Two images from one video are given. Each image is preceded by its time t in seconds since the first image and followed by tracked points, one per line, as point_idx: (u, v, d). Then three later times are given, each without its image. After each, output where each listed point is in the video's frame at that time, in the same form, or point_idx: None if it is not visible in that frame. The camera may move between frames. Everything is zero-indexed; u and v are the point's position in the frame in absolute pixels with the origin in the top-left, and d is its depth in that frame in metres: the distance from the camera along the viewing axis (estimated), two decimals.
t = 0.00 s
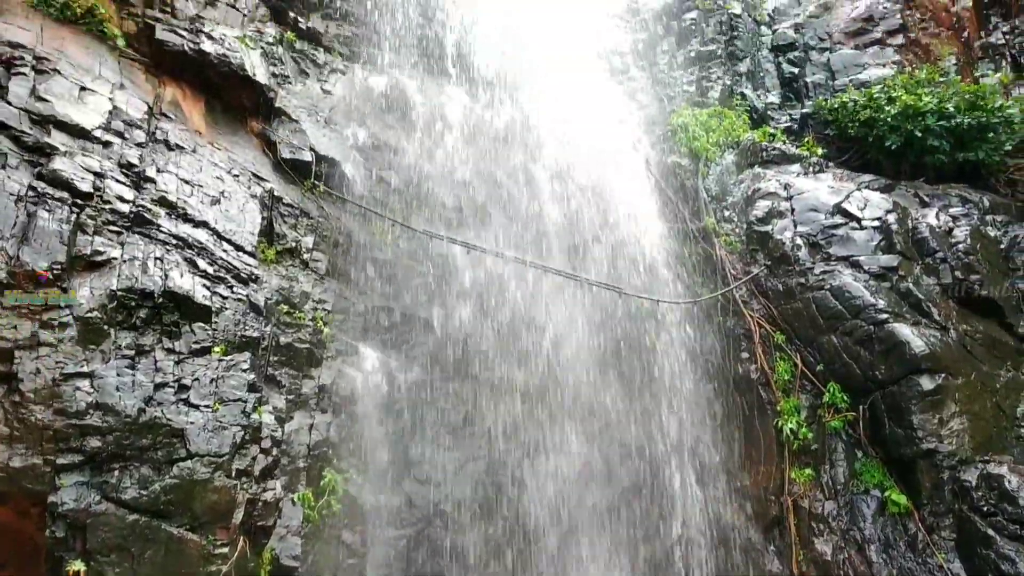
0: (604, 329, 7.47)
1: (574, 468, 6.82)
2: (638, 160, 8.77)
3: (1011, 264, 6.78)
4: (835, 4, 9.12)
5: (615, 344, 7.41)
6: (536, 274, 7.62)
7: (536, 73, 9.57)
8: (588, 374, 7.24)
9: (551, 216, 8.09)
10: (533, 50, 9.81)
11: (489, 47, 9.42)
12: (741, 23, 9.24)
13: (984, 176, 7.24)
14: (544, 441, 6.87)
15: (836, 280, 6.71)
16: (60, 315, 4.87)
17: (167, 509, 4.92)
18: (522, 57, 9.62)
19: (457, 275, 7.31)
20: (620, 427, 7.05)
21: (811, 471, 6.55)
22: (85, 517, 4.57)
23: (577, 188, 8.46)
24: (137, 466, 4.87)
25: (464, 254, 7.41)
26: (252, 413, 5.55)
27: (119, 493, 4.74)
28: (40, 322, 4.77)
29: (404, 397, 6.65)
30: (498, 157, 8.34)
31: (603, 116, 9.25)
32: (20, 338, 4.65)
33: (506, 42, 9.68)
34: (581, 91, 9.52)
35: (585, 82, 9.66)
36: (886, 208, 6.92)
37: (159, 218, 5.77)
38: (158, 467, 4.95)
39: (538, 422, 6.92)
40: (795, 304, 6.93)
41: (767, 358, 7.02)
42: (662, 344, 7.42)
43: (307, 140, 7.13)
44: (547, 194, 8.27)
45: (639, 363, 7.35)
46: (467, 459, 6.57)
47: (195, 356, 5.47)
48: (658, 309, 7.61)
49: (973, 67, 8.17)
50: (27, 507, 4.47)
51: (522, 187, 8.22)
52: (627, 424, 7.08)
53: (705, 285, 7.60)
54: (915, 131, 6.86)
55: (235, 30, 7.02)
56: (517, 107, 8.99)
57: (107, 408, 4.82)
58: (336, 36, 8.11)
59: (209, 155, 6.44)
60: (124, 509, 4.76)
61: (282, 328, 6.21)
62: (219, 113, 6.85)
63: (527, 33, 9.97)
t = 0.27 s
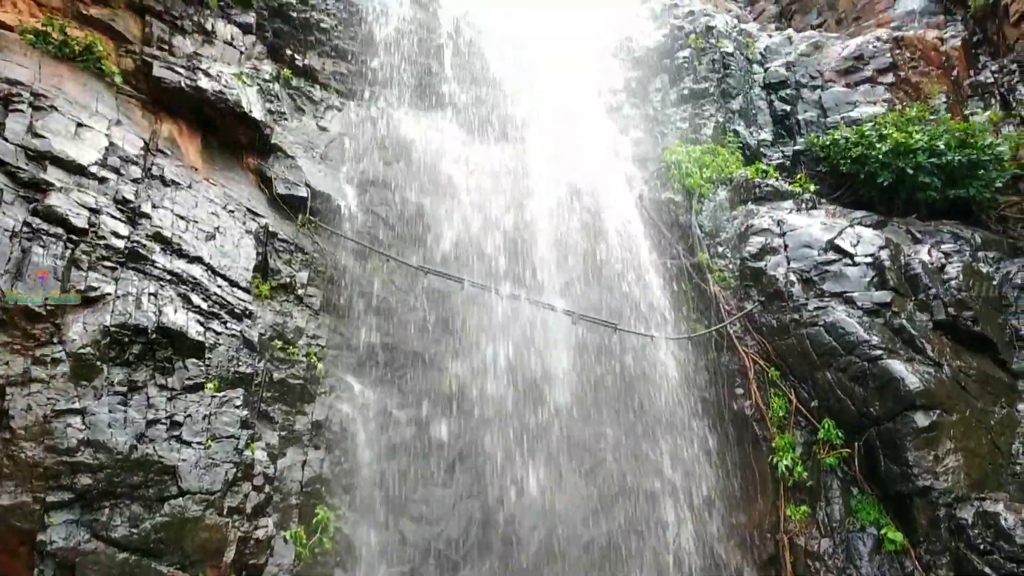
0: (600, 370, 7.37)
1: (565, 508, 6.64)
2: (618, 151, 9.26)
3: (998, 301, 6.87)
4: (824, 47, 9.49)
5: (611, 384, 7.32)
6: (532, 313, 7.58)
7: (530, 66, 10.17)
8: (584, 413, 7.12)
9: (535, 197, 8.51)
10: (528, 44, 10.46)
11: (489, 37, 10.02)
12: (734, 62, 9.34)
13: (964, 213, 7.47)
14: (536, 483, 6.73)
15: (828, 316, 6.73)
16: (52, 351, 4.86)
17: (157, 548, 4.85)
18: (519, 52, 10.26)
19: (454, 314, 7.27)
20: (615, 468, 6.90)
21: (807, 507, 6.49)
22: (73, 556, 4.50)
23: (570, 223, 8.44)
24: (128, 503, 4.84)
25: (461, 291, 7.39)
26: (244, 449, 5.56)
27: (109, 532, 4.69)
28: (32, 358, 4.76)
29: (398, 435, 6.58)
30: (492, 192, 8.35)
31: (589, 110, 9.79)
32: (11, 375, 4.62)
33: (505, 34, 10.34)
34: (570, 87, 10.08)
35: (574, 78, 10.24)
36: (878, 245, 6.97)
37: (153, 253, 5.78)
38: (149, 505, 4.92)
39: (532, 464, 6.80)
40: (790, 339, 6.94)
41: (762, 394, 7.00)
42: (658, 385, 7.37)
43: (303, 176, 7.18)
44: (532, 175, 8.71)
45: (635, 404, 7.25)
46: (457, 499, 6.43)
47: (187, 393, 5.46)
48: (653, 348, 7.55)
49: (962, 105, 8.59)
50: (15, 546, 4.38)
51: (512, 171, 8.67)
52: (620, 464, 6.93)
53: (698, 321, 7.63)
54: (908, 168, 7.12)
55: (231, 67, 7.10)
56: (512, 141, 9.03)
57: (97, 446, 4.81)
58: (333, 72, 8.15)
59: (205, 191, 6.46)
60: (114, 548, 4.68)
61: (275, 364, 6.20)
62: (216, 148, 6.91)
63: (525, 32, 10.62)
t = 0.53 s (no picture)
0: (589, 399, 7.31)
1: (556, 537, 6.57)
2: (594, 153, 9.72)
3: (984, 338, 6.93)
4: (811, 84, 9.65)
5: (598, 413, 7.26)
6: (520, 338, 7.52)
7: (509, 64, 10.51)
8: (570, 441, 7.06)
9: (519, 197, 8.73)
10: (505, 40, 10.83)
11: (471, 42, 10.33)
12: (722, 98, 9.39)
13: (946, 251, 7.66)
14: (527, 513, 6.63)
15: (816, 351, 6.76)
16: (37, 383, 4.83)
17: None
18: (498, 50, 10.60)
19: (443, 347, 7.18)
20: (602, 497, 6.82)
21: (796, 543, 6.49)
22: None
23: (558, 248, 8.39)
24: (110, 537, 4.80)
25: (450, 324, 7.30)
26: (230, 482, 5.53)
27: (88, 567, 4.64)
28: (16, 391, 4.72)
29: (387, 470, 6.47)
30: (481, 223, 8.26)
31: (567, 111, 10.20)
32: None
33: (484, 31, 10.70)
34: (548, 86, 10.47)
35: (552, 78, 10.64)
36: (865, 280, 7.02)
37: (141, 284, 5.73)
38: (131, 539, 4.87)
39: (523, 493, 6.72)
40: (778, 375, 6.97)
41: (751, 430, 7.04)
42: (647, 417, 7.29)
43: (293, 209, 7.18)
44: (515, 173, 9.00)
45: (621, 433, 7.18)
46: (447, 531, 6.38)
47: (174, 426, 5.43)
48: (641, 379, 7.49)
49: (948, 143, 8.88)
50: None
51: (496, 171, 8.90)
52: (610, 499, 6.82)
53: (685, 355, 7.61)
54: (893, 205, 7.33)
55: (223, 100, 7.09)
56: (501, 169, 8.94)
57: (81, 479, 4.76)
58: (325, 105, 8.15)
59: (194, 224, 6.43)
60: None
61: (261, 397, 6.16)
62: (206, 181, 6.89)
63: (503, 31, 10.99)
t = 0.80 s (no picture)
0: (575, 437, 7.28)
1: (543, 572, 6.55)
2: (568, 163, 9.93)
3: (968, 372, 6.95)
4: (794, 118, 9.77)
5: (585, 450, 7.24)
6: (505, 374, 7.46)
7: (485, 76, 10.74)
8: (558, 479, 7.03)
9: (494, 208, 8.92)
10: (494, 58, 11.16)
11: (457, 58, 10.68)
12: (707, 132, 9.57)
13: (928, 286, 7.70)
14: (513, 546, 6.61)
15: (801, 385, 6.76)
16: (17, 413, 4.80)
17: None
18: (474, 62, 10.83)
19: (428, 378, 7.21)
20: (592, 535, 6.83)
21: None
22: None
23: (546, 283, 8.34)
24: (89, 570, 4.80)
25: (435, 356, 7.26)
26: (211, 515, 5.49)
27: None
28: None
29: (367, 503, 6.37)
30: (467, 258, 8.19)
31: (541, 121, 10.43)
32: None
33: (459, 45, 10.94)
34: (524, 98, 10.71)
35: (527, 90, 10.89)
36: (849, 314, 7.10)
37: (125, 313, 5.71)
38: (110, 572, 4.88)
39: (508, 530, 6.67)
40: (762, 408, 6.94)
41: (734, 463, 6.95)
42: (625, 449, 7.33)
43: (279, 238, 7.17)
44: (494, 182, 9.20)
45: (609, 471, 7.18)
46: (430, 565, 6.32)
47: (155, 456, 5.41)
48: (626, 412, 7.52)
49: (929, 177, 9.08)
50: None
51: (476, 180, 9.09)
52: (591, 536, 6.82)
53: (670, 388, 7.62)
54: (876, 239, 7.43)
55: (210, 129, 7.10)
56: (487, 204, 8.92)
57: (60, 510, 4.75)
58: (311, 135, 8.12)
59: (179, 252, 6.42)
60: None
61: (244, 428, 6.10)
62: (192, 211, 6.88)
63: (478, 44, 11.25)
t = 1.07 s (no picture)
0: (555, 469, 7.19)
1: None
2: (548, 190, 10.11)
3: (945, 405, 7.04)
4: (774, 152, 10.10)
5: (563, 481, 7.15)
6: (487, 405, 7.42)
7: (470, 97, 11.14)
8: (533, 511, 6.91)
9: (475, 216, 9.23)
10: (483, 80, 11.74)
11: (446, 78, 11.23)
12: (688, 163, 9.70)
13: (905, 320, 7.79)
14: None
15: (782, 417, 6.77)
16: None
17: None
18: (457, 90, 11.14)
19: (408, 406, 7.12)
20: (564, 568, 6.65)
21: None
22: None
23: (527, 313, 8.35)
24: None
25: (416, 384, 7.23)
26: (187, 545, 5.37)
27: None
28: None
29: (345, 534, 6.31)
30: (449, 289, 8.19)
31: (522, 148, 10.67)
32: None
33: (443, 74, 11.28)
34: (508, 116, 11.15)
35: (512, 109, 11.33)
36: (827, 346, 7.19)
37: (103, 340, 5.66)
38: None
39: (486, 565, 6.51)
40: (742, 439, 6.95)
41: (714, 494, 6.98)
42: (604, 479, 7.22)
43: (260, 266, 7.17)
44: (475, 192, 9.53)
45: (588, 500, 7.08)
46: None
47: (131, 486, 5.35)
48: (605, 441, 7.47)
49: (907, 212, 9.18)
50: None
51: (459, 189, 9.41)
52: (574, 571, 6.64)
53: (651, 419, 7.62)
54: (856, 271, 7.58)
55: (193, 156, 7.11)
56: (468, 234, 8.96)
57: (33, 542, 4.64)
58: (295, 163, 8.23)
59: (160, 279, 6.38)
60: None
61: (223, 457, 6.06)
62: (174, 240, 6.86)
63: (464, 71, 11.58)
